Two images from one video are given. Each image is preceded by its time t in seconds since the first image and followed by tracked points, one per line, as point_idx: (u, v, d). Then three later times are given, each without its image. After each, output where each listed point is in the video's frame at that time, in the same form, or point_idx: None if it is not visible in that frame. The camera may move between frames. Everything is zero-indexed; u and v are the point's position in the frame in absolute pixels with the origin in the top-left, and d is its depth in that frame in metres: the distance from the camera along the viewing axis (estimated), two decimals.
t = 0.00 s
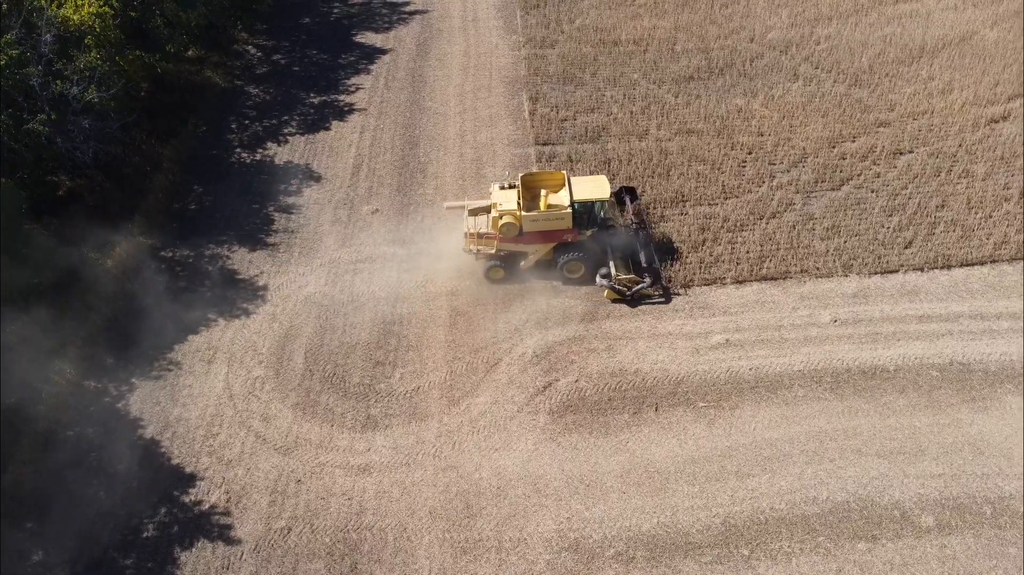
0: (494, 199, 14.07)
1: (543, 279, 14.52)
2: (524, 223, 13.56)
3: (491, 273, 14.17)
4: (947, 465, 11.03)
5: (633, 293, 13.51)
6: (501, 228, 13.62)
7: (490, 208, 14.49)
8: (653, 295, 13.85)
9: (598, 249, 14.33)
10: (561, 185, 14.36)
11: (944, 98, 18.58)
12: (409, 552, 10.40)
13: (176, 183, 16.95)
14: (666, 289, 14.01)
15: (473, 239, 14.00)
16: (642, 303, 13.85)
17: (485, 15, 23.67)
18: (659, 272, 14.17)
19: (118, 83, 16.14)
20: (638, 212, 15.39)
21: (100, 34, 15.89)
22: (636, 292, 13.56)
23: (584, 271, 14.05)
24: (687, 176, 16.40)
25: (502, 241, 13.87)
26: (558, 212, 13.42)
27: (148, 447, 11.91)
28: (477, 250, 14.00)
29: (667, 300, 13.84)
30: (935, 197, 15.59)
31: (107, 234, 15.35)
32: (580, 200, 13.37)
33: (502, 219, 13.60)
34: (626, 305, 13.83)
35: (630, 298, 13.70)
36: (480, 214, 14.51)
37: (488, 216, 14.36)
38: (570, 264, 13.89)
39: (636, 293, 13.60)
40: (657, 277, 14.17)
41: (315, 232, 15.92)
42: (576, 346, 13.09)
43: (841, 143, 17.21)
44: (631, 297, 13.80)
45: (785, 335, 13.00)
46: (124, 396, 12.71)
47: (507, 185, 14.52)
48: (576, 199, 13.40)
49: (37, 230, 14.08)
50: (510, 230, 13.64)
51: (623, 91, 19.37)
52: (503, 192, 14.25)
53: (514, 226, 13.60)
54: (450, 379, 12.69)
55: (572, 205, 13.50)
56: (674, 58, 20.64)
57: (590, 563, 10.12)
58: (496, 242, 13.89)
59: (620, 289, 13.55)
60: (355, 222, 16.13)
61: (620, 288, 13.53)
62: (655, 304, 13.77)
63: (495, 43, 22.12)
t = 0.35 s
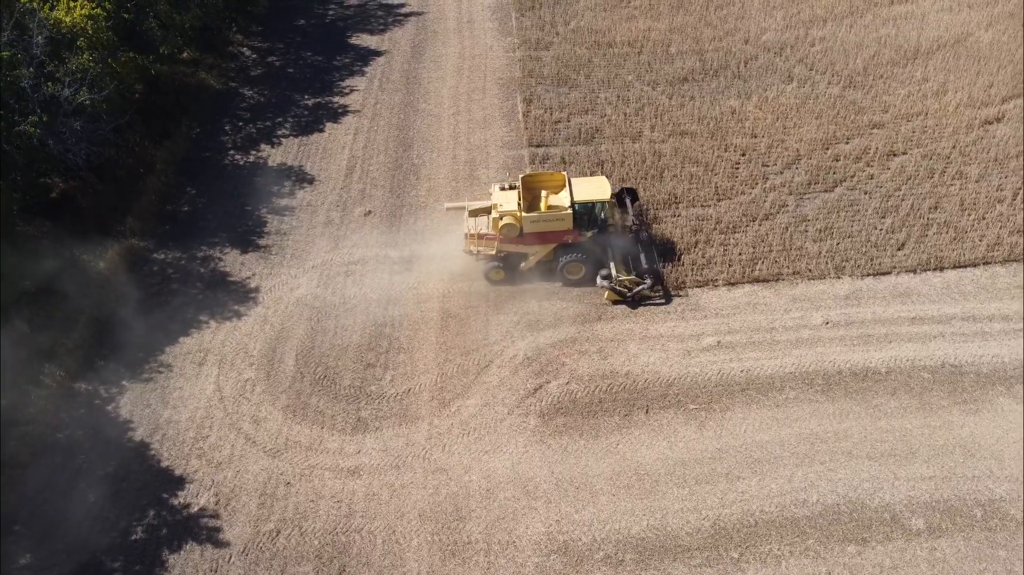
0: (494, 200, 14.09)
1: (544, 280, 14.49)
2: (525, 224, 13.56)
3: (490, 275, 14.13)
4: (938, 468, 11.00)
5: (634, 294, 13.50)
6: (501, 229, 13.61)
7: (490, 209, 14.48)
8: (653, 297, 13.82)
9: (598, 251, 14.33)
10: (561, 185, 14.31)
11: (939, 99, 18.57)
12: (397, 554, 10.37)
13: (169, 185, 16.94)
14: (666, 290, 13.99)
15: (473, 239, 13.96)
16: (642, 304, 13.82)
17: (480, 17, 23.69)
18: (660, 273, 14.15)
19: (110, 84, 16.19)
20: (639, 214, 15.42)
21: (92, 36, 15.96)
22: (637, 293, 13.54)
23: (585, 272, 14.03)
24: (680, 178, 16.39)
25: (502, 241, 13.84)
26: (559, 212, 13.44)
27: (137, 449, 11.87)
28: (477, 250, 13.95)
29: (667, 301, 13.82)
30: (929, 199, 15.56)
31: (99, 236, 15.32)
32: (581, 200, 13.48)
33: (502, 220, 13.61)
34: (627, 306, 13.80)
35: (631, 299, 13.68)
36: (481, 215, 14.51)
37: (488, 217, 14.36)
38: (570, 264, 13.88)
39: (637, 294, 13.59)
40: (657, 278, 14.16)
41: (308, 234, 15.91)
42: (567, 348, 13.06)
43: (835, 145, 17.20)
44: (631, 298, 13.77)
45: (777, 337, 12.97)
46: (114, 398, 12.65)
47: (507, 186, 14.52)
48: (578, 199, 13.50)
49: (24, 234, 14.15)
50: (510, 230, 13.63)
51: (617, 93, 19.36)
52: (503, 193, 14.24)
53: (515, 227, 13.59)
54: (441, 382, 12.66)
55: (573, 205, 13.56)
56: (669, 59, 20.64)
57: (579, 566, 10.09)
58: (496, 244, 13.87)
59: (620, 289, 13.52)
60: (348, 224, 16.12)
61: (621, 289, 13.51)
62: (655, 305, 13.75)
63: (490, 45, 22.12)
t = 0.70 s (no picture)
0: (494, 199, 14.02)
1: (544, 280, 14.47)
2: (525, 224, 13.52)
3: (490, 274, 14.12)
4: (929, 469, 10.97)
5: (634, 294, 13.47)
6: (501, 229, 13.56)
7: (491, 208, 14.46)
8: (654, 296, 13.82)
9: (598, 250, 14.29)
10: (561, 185, 14.28)
11: (933, 99, 18.54)
12: (386, 555, 10.35)
13: (163, 185, 16.93)
14: (667, 290, 13.98)
15: (474, 239, 13.94)
16: (643, 304, 13.81)
17: (475, 16, 23.65)
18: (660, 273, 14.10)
19: (102, 84, 16.14)
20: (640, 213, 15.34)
21: (85, 36, 15.87)
22: (637, 293, 13.50)
23: (585, 272, 14.00)
24: (673, 178, 16.37)
25: (503, 241, 13.80)
26: (559, 212, 13.38)
27: (127, 450, 11.85)
28: (477, 250, 13.91)
29: (668, 301, 13.80)
30: (922, 199, 15.53)
31: (91, 236, 15.29)
32: (581, 200, 13.36)
33: (502, 219, 13.55)
34: (627, 305, 13.78)
35: (631, 298, 13.66)
36: (481, 214, 14.52)
37: (489, 216, 14.30)
38: (570, 264, 13.84)
39: (638, 294, 13.55)
40: (658, 278, 14.12)
41: (301, 234, 15.89)
42: (558, 349, 13.03)
43: (829, 145, 17.17)
44: (632, 298, 13.75)
45: (768, 337, 12.95)
46: (105, 399, 12.62)
47: (508, 185, 14.45)
48: (578, 199, 13.37)
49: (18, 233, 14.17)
50: (510, 230, 13.57)
51: (612, 92, 19.33)
52: (504, 192, 14.16)
53: (515, 227, 13.54)
54: (432, 382, 12.64)
55: (573, 205, 13.46)
56: (663, 59, 20.62)
57: (568, 567, 10.07)
58: (497, 243, 13.82)
59: (621, 289, 13.49)
60: (341, 224, 16.10)
61: (621, 289, 13.46)
62: (656, 305, 13.74)
63: (485, 44, 22.09)
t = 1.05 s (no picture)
0: (494, 199, 13.97)
1: (544, 279, 14.42)
2: (525, 224, 13.47)
3: (491, 274, 14.10)
4: (919, 470, 10.94)
5: (635, 293, 13.43)
6: (501, 229, 13.51)
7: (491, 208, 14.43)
8: (654, 296, 13.81)
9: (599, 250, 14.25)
10: (562, 185, 14.21)
11: (928, 99, 18.50)
12: (374, 556, 10.33)
13: (156, 184, 16.91)
14: (667, 290, 13.95)
15: (474, 239, 13.97)
16: (643, 303, 13.77)
17: (471, 16, 23.64)
18: (661, 273, 14.05)
19: (95, 83, 16.10)
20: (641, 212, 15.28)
21: (78, 35, 15.83)
22: (638, 292, 13.47)
23: (586, 272, 13.96)
24: (667, 178, 16.35)
25: (503, 241, 13.77)
26: (559, 212, 13.34)
27: (117, 450, 11.82)
28: (477, 250, 13.95)
29: (668, 301, 13.77)
30: (916, 199, 15.50)
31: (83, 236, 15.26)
32: (581, 199, 13.40)
33: (502, 219, 13.47)
34: (628, 305, 13.74)
35: (632, 298, 13.62)
36: (482, 213, 14.51)
37: (489, 216, 14.26)
38: (571, 264, 13.82)
39: (638, 294, 13.52)
40: (658, 278, 14.09)
41: (293, 234, 15.87)
42: (549, 349, 13.01)
43: (823, 145, 17.14)
44: (632, 298, 13.72)
45: (760, 337, 12.93)
46: (95, 399, 12.60)
47: (508, 184, 14.38)
48: (578, 199, 13.42)
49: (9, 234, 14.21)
50: (510, 230, 13.53)
51: (606, 92, 19.29)
52: (504, 192, 14.10)
53: (515, 227, 13.48)
54: (423, 383, 12.62)
55: (573, 205, 13.47)
56: (658, 59, 20.60)
57: (556, 568, 10.04)
58: (497, 243, 13.83)
59: (621, 289, 13.44)
60: (334, 224, 16.08)
61: (622, 289, 13.44)
62: (656, 305, 13.70)
63: (480, 44, 22.06)
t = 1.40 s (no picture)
0: (494, 199, 13.93)
1: (545, 279, 14.40)
2: (525, 223, 13.43)
3: (491, 274, 14.06)
4: (910, 471, 10.91)
5: (635, 294, 13.40)
6: (501, 229, 13.47)
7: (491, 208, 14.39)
8: (655, 296, 13.78)
9: (600, 250, 14.22)
10: (562, 185, 14.25)
11: (923, 100, 18.47)
12: (363, 557, 10.30)
13: (149, 184, 16.90)
14: (668, 290, 13.91)
15: (474, 238, 13.92)
16: (644, 304, 13.74)
17: (466, 16, 23.63)
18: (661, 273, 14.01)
19: (87, 83, 16.26)
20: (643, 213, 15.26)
21: (70, 36, 15.79)
22: (638, 293, 13.44)
23: (586, 272, 13.92)
24: (660, 178, 16.33)
25: (503, 241, 13.73)
26: (559, 212, 13.29)
27: (106, 450, 11.80)
28: (477, 250, 13.89)
29: (669, 302, 13.72)
30: (909, 199, 15.47)
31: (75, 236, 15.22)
32: (582, 200, 13.33)
33: (502, 219, 13.44)
34: (629, 306, 13.71)
35: (632, 298, 13.60)
36: (482, 214, 14.48)
37: (490, 216, 14.23)
38: (572, 264, 13.79)
39: (638, 294, 13.50)
40: (659, 278, 14.05)
41: (286, 234, 15.86)
42: (541, 350, 12.97)
43: (816, 146, 17.12)
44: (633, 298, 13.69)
45: (752, 338, 12.90)
46: (85, 399, 12.57)
47: (509, 185, 14.35)
48: (578, 199, 13.36)
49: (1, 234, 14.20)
50: (510, 230, 13.49)
51: (601, 93, 19.27)
52: (505, 192, 14.08)
53: (515, 227, 13.43)
54: (413, 383, 12.59)
55: (574, 205, 13.42)
56: (653, 59, 20.59)
57: (544, 570, 10.02)
58: (497, 243, 13.79)
59: (622, 290, 13.41)
60: (326, 224, 16.06)
61: (622, 290, 13.40)
62: (657, 306, 13.66)
63: (475, 45, 22.05)
